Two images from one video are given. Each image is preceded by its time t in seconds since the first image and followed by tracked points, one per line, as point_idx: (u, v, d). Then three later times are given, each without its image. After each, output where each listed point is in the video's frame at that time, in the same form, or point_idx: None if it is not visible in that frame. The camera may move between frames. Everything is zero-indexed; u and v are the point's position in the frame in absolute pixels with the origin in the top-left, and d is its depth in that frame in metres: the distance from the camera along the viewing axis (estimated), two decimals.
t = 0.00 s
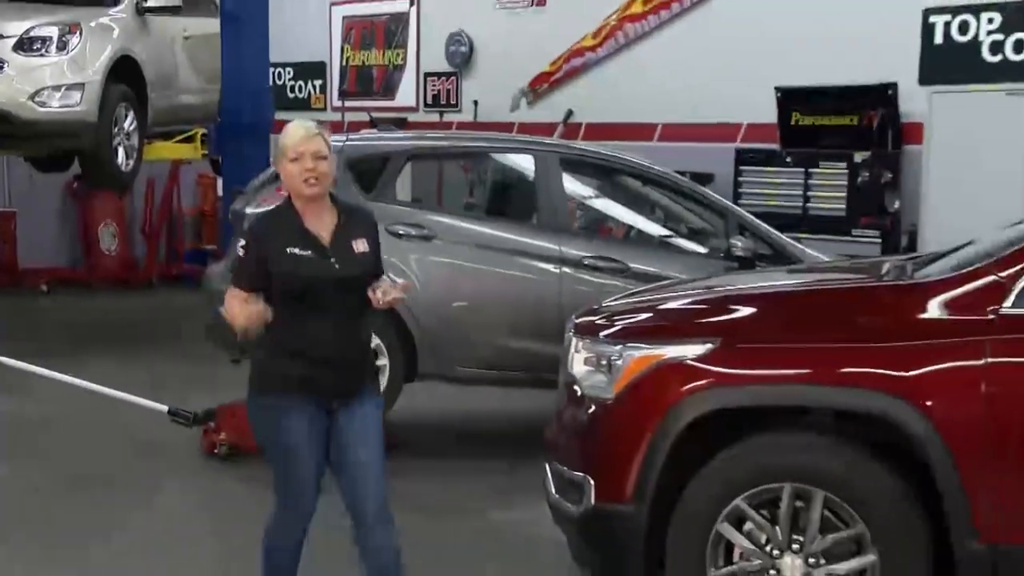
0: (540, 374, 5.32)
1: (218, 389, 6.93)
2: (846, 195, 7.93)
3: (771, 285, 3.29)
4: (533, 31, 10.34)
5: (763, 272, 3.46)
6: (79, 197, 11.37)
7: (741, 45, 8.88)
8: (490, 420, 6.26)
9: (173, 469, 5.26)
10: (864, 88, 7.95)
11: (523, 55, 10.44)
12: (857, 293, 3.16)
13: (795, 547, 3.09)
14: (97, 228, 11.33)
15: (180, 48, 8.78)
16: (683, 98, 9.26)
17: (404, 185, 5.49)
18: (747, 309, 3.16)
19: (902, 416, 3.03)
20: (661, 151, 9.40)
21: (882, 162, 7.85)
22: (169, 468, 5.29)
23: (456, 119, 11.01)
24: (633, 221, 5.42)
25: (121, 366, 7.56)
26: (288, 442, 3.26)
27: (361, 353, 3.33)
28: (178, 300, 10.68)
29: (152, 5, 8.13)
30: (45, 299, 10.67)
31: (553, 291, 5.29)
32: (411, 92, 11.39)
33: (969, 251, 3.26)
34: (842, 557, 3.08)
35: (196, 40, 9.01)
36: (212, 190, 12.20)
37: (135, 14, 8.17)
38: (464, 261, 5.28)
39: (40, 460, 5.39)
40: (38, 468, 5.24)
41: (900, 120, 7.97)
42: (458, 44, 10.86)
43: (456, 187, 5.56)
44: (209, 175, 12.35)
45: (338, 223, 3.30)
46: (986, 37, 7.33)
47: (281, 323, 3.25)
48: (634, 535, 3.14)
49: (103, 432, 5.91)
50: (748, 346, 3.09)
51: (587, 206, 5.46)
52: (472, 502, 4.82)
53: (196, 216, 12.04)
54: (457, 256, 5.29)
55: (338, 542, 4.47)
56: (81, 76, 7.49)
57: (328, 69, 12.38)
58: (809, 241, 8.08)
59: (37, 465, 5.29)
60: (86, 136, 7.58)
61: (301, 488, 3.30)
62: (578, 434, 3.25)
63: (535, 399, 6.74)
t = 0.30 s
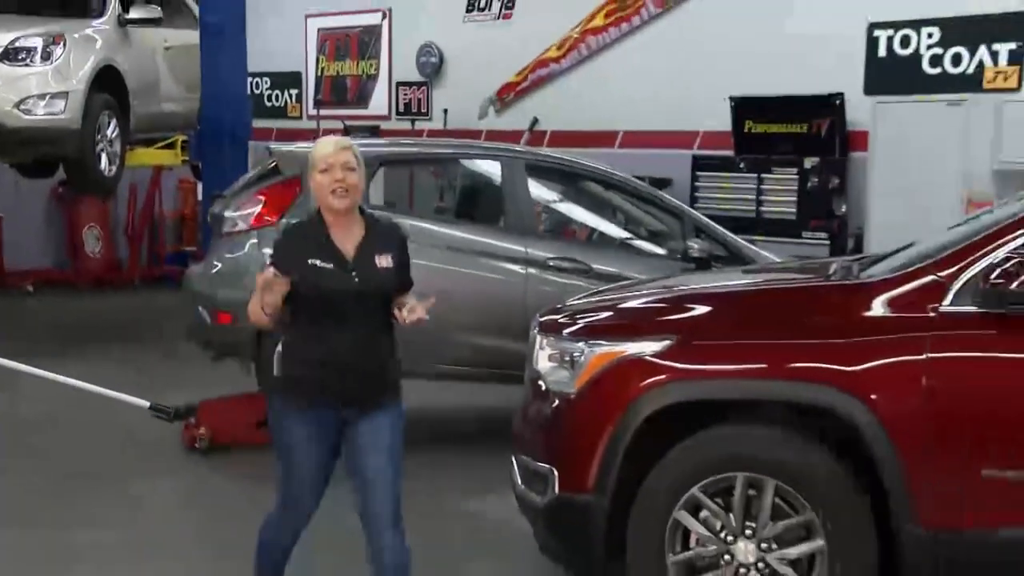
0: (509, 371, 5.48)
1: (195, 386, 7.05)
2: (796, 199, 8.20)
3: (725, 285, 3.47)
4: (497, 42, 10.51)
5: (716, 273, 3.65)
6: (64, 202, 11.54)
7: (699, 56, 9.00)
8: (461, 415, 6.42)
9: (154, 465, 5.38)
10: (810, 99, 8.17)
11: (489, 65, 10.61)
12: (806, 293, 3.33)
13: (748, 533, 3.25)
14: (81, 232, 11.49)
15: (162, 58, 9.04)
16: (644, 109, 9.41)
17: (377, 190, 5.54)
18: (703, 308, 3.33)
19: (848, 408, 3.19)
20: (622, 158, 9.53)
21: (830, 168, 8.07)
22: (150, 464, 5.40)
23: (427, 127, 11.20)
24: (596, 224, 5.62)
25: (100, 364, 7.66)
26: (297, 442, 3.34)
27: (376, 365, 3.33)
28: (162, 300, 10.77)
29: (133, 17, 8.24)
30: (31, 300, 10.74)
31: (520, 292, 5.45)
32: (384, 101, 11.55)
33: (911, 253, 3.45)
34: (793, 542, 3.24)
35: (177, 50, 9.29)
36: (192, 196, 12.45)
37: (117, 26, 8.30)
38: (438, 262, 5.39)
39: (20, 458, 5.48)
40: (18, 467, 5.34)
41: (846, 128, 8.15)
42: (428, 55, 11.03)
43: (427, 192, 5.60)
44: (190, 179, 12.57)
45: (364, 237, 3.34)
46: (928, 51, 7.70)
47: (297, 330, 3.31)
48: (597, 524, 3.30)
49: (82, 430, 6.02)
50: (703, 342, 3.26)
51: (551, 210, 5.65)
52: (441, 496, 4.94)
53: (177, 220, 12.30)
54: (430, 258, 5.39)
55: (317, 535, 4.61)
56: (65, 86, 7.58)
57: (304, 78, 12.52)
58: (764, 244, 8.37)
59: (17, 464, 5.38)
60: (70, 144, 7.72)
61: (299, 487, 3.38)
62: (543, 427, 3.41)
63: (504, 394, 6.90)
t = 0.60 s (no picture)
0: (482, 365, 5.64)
1: (177, 380, 7.18)
2: (756, 200, 8.46)
3: (688, 283, 3.64)
4: (468, 51, 10.62)
5: (679, 271, 3.82)
6: (52, 202, 11.40)
7: (667, 64, 9.14)
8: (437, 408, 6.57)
9: (140, 458, 5.49)
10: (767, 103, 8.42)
11: (461, 73, 10.71)
12: (765, 291, 3.49)
13: (710, 519, 3.40)
14: (70, 232, 11.39)
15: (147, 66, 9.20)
16: (614, 115, 9.52)
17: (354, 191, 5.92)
18: (667, 304, 3.49)
19: (805, 399, 3.35)
20: (591, 162, 9.68)
21: (787, 171, 8.34)
22: (136, 457, 5.52)
23: (403, 133, 11.32)
24: (566, 224, 5.76)
25: (83, 360, 7.76)
26: (338, 444, 3.33)
27: (419, 369, 3.39)
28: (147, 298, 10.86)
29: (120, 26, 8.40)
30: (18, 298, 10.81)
31: (493, 290, 5.58)
32: (363, 109, 11.69)
33: (864, 250, 3.62)
34: (752, 527, 3.40)
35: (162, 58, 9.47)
36: (178, 197, 12.42)
37: (104, 34, 8.43)
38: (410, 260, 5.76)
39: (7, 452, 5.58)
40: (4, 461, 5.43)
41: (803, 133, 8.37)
42: (405, 62, 11.10)
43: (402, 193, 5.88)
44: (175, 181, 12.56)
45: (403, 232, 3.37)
46: (879, 61, 8.05)
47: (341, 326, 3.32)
48: (567, 512, 3.45)
49: (66, 424, 6.12)
50: (666, 337, 3.42)
51: (522, 211, 5.79)
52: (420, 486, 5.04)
53: (162, 220, 12.26)
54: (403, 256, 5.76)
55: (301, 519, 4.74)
56: (54, 92, 7.69)
57: (286, 85, 12.53)
58: (724, 242, 8.65)
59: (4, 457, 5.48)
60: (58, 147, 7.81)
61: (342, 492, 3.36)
62: (514, 418, 3.56)
63: (479, 387, 7.06)
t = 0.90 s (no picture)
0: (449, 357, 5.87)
1: (153, 373, 7.33)
2: (710, 199, 8.48)
3: (646, 279, 3.81)
4: (434, 57, 10.84)
5: (637, 267, 3.98)
6: (31, 202, 11.46)
7: (629, 69, 9.36)
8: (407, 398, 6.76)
9: (118, 449, 5.61)
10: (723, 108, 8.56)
11: (427, 78, 10.93)
12: (717, 286, 3.66)
13: (665, 503, 3.57)
14: (48, 231, 11.44)
15: (123, 71, 9.34)
16: (578, 119, 9.73)
17: (327, 190, 6.10)
18: (624, 299, 3.66)
19: (756, 389, 3.51)
20: (553, 164, 9.90)
21: (740, 172, 8.43)
22: (114, 448, 5.64)
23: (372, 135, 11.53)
24: (528, 223, 5.94)
25: (58, 354, 7.87)
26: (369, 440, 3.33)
27: (424, 350, 3.47)
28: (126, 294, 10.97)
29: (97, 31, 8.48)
30: None
31: (459, 286, 5.74)
32: (333, 112, 11.87)
33: (812, 247, 3.79)
34: (704, 511, 3.57)
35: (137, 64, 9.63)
36: (156, 197, 12.63)
37: (82, 40, 8.50)
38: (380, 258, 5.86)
39: None
40: None
41: (755, 135, 8.58)
42: (374, 68, 11.28)
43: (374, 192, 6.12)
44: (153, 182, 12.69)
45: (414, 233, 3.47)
46: (825, 68, 8.29)
47: (354, 326, 3.37)
48: (530, 498, 3.61)
49: (44, 416, 6.23)
50: (622, 330, 3.59)
51: (487, 211, 5.97)
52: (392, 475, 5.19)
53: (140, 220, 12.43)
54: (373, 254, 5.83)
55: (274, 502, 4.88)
56: (32, 95, 7.76)
57: (259, 89, 12.74)
58: (680, 241, 8.68)
59: None
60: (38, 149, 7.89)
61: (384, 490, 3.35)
62: (479, 408, 3.72)
63: (448, 378, 7.27)
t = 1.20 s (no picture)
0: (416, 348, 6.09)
1: (125, 362, 7.45)
2: (664, 197, 9.28)
3: (601, 272, 3.97)
4: (399, 59, 11.43)
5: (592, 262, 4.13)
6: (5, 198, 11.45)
7: (585, 69, 10.01)
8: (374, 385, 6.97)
9: (93, 438, 5.72)
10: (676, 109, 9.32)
11: (395, 79, 11.53)
12: (671, 280, 3.82)
13: (621, 487, 3.73)
14: (23, 228, 11.52)
15: (96, 72, 9.51)
16: (536, 120, 10.40)
17: (296, 188, 6.26)
18: (581, 292, 3.83)
19: (707, 378, 3.67)
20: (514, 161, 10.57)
21: (692, 171, 9.17)
22: (89, 437, 5.75)
23: (340, 135, 12.15)
24: (489, 219, 6.14)
25: (29, 346, 7.97)
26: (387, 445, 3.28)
27: (425, 349, 3.37)
28: (101, 288, 11.08)
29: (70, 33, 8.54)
30: None
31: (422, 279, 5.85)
32: (300, 111, 12.48)
33: (760, 241, 3.96)
34: (658, 494, 3.73)
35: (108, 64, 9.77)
36: (129, 194, 12.50)
37: (55, 42, 8.55)
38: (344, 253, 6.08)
39: None
40: None
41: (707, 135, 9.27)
42: (340, 70, 11.89)
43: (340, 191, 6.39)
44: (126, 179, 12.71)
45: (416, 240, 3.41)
46: (772, 71, 8.96)
47: (362, 330, 3.25)
48: (490, 481, 3.80)
49: (17, 407, 6.33)
50: (578, 321, 3.76)
51: (451, 207, 6.16)
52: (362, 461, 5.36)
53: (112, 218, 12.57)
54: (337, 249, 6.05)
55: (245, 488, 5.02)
56: (5, 95, 7.82)
57: (229, 89, 13.32)
58: (637, 235, 9.50)
59: None
60: (12, 148, 7.97)
61: (401, 483, 3.31)
62: (441, 396, 3.86)
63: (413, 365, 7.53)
